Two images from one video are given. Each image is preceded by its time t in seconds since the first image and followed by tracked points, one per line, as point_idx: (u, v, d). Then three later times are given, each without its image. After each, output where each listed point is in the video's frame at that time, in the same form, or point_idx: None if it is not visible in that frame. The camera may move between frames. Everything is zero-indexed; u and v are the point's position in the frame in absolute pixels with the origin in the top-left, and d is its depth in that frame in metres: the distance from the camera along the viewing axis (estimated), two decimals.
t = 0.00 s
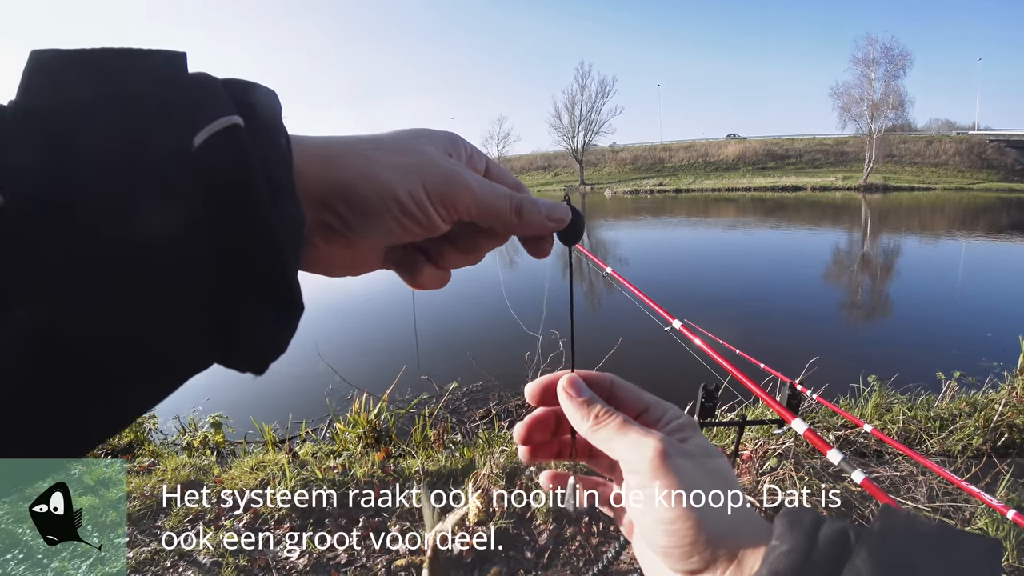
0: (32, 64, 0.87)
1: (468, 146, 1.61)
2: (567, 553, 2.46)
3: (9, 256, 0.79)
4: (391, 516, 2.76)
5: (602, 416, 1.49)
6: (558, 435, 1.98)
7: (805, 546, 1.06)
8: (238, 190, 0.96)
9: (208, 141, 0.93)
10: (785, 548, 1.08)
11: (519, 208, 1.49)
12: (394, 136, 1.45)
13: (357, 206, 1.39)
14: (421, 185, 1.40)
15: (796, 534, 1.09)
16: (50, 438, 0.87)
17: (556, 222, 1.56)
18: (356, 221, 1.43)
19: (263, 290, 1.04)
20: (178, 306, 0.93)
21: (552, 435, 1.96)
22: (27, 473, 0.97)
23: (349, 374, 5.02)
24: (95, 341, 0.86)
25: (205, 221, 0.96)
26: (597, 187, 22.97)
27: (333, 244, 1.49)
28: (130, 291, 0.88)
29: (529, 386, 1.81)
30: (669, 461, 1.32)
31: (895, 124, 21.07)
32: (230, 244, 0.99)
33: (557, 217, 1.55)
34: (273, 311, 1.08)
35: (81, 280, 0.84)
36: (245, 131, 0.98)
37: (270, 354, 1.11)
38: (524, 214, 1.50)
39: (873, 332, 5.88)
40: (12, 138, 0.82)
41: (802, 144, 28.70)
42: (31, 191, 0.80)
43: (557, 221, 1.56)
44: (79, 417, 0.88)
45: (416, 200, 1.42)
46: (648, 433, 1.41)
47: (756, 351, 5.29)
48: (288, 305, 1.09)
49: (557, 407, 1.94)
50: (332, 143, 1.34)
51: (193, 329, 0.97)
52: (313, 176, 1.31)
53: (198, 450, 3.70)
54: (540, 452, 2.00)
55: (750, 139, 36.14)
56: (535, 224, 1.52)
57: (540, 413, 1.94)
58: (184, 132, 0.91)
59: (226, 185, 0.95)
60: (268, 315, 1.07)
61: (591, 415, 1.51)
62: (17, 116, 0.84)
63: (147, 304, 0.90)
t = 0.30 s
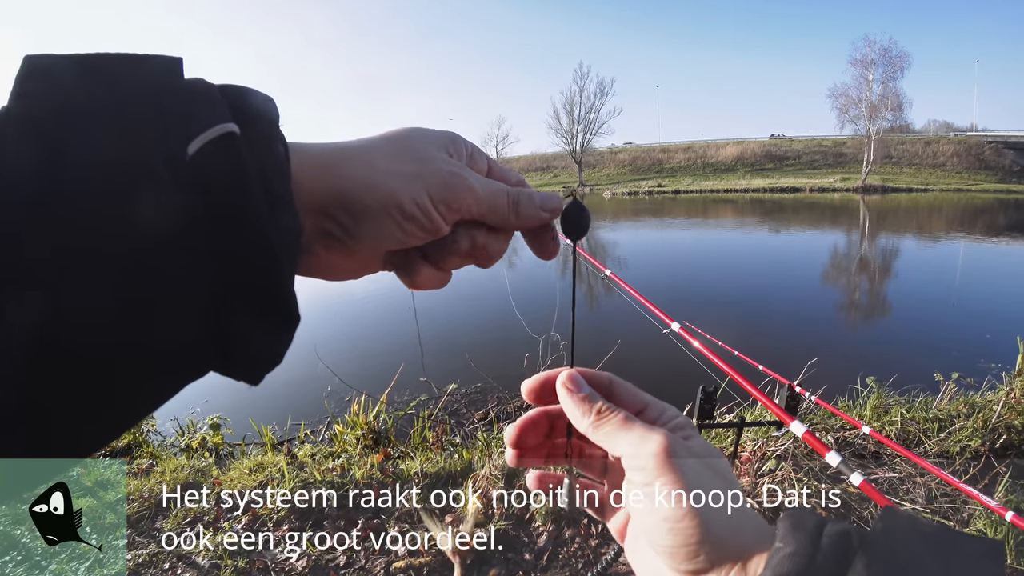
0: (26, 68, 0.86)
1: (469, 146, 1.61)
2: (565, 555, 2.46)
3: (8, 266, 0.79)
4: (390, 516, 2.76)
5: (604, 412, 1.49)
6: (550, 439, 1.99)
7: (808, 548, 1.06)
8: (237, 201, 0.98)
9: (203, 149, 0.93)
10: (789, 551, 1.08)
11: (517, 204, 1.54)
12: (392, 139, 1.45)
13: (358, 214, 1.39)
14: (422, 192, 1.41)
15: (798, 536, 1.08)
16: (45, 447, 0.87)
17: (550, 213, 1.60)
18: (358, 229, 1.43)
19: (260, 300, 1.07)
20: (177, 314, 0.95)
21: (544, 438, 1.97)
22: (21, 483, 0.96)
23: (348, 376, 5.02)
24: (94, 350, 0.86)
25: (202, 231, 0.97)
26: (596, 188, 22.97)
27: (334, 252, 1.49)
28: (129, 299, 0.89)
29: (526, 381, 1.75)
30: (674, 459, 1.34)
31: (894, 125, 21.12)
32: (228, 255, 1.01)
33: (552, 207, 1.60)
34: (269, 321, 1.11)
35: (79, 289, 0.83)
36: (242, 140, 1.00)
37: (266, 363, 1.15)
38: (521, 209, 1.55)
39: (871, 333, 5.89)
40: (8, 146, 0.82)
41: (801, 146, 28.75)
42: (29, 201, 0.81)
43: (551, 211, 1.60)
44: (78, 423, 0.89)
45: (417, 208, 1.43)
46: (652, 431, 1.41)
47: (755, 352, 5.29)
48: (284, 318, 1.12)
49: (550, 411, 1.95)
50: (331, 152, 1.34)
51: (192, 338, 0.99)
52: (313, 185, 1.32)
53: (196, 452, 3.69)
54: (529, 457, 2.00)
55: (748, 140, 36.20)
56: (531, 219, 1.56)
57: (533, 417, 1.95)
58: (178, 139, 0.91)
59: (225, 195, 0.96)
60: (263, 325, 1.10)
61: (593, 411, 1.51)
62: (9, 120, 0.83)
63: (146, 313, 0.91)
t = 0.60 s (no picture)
0: (27, 66, 0.86)
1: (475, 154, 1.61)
2: (564, 555, 2.46)
3: (8, 266, 0.78)
4: (389, 516, 2.75)
5: (605, 414, 1.50)
6: (550, 451, 1.98)
7: (808, 548, 1.06)
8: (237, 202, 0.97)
9: (204, 149, 0.93)
10: (789, 551, 1.09)
11: (516, 193, 1.53)
12: (394, 143, 1.46)
13: (357, 216, 1.39)
14: (425, 188, 1.40)
15: (798, 537, 1.09)
16: (45, 447, 0.87)
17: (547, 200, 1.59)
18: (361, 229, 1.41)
19: (259, 302, 1.06)
20: (176, 315, 0.94)
21: (544, 450, 1.97)
22: (19, 482, 0.96)
23: (347, 376, 5.01)
24: (93, 351, 0.86)
25: (203, 231, 0.97)
26: (596, 188, 22.96)
27: (332, 255, 1.48)
28: (128, 300, 0.88)
29: (525, 391, 1.77)
30: (675, 459, 1.34)
31: (893, 125, 21.13)
32: (227, 255, 1.00)
33: (544, 193, 1.58)
34: (268, 322, 1.10)
35: (79, 289, 0.83)
36: (242, 141, 1.00)
37: (266, 363, 1.14)
38: (520, 197, 1.55)
39: (871, 333, 5.89)
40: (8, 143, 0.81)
41: (801, 146, 28.75)
42: (30, 201, 0.80)
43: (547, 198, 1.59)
44: (77, 424, 0.89)
45: (418, 210, 1.42)
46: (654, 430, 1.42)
47: (755, 353, 5.29)
48: (285, 318, 1.11)
49: (550, 423, 1.94)
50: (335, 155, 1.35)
51: (191, 338, 0.99)
52: (315, 183, 1.32)
53: (196, 452, 3.69)
54: (530, 468, 2.00)
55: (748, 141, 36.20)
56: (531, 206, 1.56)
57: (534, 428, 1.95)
58: (179, 139, 0.91)
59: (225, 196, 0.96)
60: (263, 325, 1.09)
61: (593, 413, 1.52)
62: (9, 119, 0.82)
63: (145, 314, 0.91)
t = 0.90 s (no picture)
0: (26, 64, 0.86)
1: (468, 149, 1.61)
2: (565, 555, 2.46)
3: (6, 265, 0.78)
4: (390, 516, 2.75)
5: (605, 413, 1.49)
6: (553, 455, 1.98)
7: (808, 547, 1.06)
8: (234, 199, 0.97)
9: (201, 146, 0.93)
10: (789, 549, 1.08)
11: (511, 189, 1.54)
12: (390, 137, 1.45)
13: (353, 211, 1.39)
14: (421, 177, 1.40)
15: (798, 535, 1.08)
16: (45, 446, 0.88)
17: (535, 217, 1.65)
18: (356, 222, 1.42)
19: (257, 299, 1.05)
20: (174, 312, 0.94)
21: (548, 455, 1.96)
22: (19, 480, 0.96)
23: (348, 375, 5.02)
24: (91, 349, 0.86)
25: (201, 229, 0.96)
26: (596, 188, 22.96)
27: (327, 250, 1.49)
28: (126, 298, 0.88)
29: (528, 389, 1.76)
30: (674, 459, 1.33)
31: (894, 125, 21.11)
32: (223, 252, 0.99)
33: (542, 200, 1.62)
34: (267, 318, 1.09)
35: (77, 288, 0.83)
36: (239, 137, 1.00)
37: (264, 359, 1.13)
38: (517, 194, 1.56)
39: (871, 333, 5.89)
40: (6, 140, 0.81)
41: (801, 145, 28.75)
42: (29, 198, 0.80)
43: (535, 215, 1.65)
44: (75, 422, 0.89)
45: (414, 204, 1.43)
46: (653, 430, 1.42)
47: (755, 352, 5.29)
48: (285, 314, 1.10)
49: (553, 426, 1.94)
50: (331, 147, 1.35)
51: (189, 335, 0.98)
52: (311, 173, 1.31)
53: (196, 452, 3.69)
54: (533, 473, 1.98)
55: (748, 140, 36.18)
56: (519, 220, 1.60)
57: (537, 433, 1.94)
58: (176, 135, 0.91)
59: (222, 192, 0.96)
60: (261, 321, 1.09)
61: (593, 412, 1.52)
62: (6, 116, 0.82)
63: (143, 312, 0.91)
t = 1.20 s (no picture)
0: (27, 64, 0.86)
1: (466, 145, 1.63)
2: (565, 555, 2.46)
3: (7, 265, 0.78)
4: (390, 516, 2.75)
5: (604, 415, 1.48)
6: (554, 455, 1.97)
7: (807, 546, 1.06)
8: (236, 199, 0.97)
9: (203, 147, 0.94)
10: (788, 548, 1.08)
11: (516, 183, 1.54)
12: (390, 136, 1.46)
13: (354, 208, 1.39)
14: (424, 173, 1.40)
15: (797, 535, 1.09)
16: (45, 446, 0.88)
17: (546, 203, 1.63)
18: (358, 220, 1.42)
19: (257, 299, 1.06)
20: (175, 312, 0.95)
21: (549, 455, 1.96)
22: (18, 480, 0.96)
23: (348, 375, 5.02)
24: (91, 349, 0.86)
25: (202, 230, 0.97)
26: (596, 188, 22.96)
27: (328, 250, 1.49)
28: (127, 298, 0.88)
29: (525, 390, 1.75)
30: (673, 461, 1.33)
31: (894, 125, 21.11)
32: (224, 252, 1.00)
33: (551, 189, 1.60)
34: (266, 318, 1.10)
35: (78, 288, 0.83)
36: (241, 138, 1.00)
37: (263, 360, 1.14)
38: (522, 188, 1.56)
39: (871, 332, 5.89)
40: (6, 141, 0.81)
41: (801, 145, 28.75)
42: (31, 198, 0.80)
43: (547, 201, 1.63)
44: (76, 421, 0.89)
45: (416, 201, 1.42)
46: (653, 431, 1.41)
47: (755, 352, 5.29)
48: (285, 313, 1.11)
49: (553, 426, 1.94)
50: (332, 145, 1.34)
51: (189, 335, 0.99)
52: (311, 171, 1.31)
53: (197, 452, 3.69)
54: (533, 473, 1.97)
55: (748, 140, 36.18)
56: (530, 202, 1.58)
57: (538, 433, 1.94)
58: (179, 135, 0.91)
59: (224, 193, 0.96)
60: (261, 321, 1.09)
61: (592, 413, 1.50)
62: (7, 116, 0.82)
63: (145, 312, 0.91)
